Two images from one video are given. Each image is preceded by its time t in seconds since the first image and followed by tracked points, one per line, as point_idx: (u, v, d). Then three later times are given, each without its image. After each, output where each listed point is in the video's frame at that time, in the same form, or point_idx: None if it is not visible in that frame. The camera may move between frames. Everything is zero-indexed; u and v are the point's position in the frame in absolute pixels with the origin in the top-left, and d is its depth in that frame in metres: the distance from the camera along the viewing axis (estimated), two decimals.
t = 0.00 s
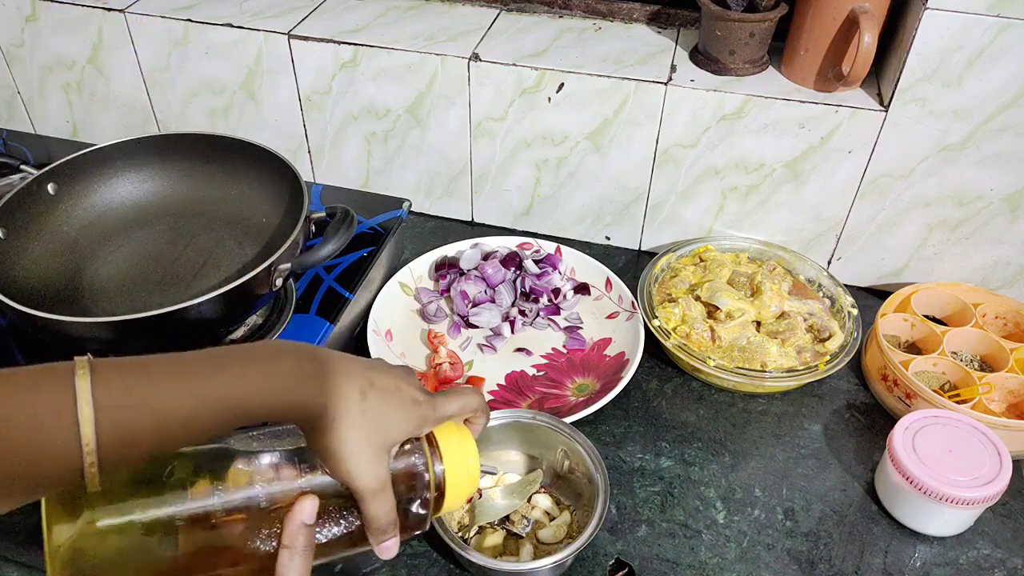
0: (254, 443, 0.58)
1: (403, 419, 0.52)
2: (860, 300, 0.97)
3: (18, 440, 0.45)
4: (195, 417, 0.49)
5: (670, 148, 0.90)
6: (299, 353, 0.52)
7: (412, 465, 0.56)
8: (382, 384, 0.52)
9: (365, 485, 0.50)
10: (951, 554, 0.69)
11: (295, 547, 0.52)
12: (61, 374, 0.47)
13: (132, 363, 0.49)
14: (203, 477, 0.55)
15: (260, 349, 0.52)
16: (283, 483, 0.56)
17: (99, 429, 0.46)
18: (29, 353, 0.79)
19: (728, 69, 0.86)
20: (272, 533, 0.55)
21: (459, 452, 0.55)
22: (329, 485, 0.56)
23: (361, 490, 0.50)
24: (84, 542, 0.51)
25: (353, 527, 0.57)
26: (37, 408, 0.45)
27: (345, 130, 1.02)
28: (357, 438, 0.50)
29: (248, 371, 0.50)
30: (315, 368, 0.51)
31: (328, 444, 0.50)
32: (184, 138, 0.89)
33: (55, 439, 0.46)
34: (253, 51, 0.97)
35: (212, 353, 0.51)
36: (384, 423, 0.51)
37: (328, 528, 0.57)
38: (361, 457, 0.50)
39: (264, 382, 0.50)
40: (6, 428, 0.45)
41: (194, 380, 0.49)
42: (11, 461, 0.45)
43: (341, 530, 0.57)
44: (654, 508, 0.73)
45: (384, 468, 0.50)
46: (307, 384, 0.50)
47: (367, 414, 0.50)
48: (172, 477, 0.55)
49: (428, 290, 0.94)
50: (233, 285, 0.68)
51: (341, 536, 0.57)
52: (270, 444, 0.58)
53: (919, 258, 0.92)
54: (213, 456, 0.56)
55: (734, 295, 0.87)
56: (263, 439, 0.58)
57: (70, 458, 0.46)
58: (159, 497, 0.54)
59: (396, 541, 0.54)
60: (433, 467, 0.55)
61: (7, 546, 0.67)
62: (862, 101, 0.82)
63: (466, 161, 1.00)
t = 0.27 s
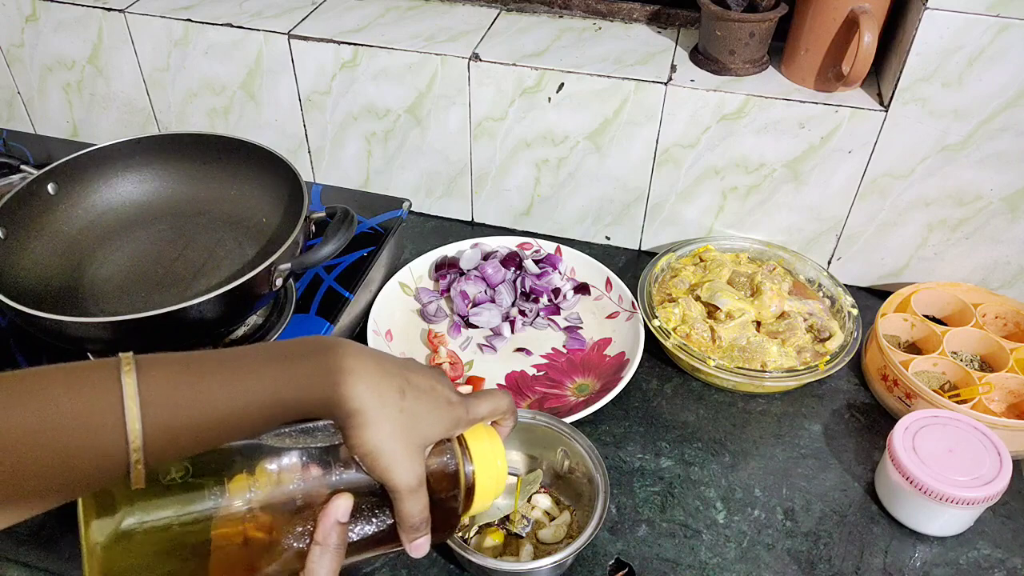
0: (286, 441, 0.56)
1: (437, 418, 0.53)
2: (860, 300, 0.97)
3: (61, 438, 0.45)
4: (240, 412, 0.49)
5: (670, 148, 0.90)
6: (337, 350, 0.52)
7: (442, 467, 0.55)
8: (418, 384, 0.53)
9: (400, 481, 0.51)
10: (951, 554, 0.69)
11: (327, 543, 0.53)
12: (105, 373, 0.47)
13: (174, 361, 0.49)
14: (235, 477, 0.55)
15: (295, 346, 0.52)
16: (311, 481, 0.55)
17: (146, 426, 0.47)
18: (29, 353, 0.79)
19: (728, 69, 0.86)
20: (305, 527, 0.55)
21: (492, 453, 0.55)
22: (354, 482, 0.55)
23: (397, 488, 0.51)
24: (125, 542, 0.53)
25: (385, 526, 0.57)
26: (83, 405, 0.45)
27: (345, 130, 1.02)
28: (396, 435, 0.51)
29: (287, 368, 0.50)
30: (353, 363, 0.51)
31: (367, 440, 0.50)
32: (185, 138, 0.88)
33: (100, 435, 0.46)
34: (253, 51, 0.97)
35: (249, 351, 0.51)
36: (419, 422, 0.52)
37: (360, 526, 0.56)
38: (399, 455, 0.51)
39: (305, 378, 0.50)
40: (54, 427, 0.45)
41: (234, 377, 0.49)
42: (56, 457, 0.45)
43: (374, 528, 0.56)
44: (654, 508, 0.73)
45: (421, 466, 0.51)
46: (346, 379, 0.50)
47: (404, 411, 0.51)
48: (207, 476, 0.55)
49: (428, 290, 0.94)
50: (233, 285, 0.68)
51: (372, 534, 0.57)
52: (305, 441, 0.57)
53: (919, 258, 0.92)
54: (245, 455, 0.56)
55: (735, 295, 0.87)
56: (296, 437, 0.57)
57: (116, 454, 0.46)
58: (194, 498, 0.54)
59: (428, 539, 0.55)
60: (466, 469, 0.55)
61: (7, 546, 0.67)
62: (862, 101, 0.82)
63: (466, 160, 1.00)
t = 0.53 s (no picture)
0: (318, 425, 0.55)
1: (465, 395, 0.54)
2: (860, 300, 0.97)
3: (102, 422, 0.46)
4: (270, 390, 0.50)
5: (670, 148, 0.90)
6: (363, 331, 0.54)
7: (472, 444, 0.55)
8: (444, 363, 0.55)
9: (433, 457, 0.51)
10: (951, 554, 0.69)
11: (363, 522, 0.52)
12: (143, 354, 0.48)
13: (208, 344, 0.50)
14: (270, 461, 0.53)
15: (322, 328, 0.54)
16: (345, 465, 0.54)
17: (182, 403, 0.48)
18: (28, 353, 0.79)
19: (728, 69, 0.86)
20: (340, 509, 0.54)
21: (521, 428, 0.54)
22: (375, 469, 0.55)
23: (430, 464, 0.51)
24: (163, 532, 0.52)
25: (419, 504, 0.57)
26: (120, 384, 0.46)
27: (345, 130, 1.02)
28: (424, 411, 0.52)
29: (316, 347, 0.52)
30: (379, 341, 0.53)
31: (398, 417, 0.51)
32: (185, 138, 0.88)
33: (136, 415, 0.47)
34: (253, 51, 0.97)
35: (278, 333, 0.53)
36: (447, 399, 0.53)
37: (395, 504, 0.56)
38: (429, 431, 0.51)
39: (332, 358, 0.52)
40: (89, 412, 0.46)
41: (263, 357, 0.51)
42: (95, 443, 0.46)
43: (408, 506, 0.56)
44: (654, 508, 0.73)
45: (452, 442, 0.52)
46: (374, 357, 0.52)
47: (433, 388, 0.52)
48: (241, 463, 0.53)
49: (428, 290, 0.94)
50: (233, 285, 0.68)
51: (406, 513, 0.57)
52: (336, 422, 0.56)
53: (919, 258, 0.92)
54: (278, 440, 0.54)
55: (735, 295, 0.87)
56: (327, 421, 0.56)
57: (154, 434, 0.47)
58: (233, 482, 0.52)
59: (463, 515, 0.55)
60: (495, 447, 0.54)
61: (7, 546, 0.67)
62: (862, 101, 0.82)
63: (466, 160, 1.00)
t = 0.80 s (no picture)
0: (308, 405, 0.57)
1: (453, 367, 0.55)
2: (860, 300, 0.97)
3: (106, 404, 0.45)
4: (264, 369, 0.50)
5: (670, 148, 0.90)
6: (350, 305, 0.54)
7: (461, 416, 0.55)
8: (433, 336, 0.56)
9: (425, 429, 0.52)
10: (952, 554, 0.69)
11: (359, 498, 0.53)
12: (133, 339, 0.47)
13: (197, 325, 0.49)
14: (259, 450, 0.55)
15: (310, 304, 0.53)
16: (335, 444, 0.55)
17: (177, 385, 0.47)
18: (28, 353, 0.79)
19: (728, 69, 0.86)
20: (337, 485, 0.55)
21: (506, 396, 0.56)
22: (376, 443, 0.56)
23: (422, 434, 0.52)
24: (159, 521, 0.53)
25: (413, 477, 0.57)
26: (115, 370, 0.46)
27: (345, 130, 1.02)
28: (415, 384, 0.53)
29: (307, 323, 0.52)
30: (367, 316, 0.53)
31: (390, 389, 0.52)
32: (184, 137, 0.88)
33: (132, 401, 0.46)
34: (253, 51, 0.97)
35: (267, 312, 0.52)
36: (437, 369, 0.54)
37: (390, 478, 0.57)
38: (421, 402, 0.52)
39: (323, 333, 0.52)
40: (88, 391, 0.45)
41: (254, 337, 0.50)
42: (92, 428, 0.45)
43: (402, 480, 0.57)
44: (654, 508, 0.73)
45: (443, 411, 0.53)
46: (365, 332, 0.52)
47: (422, 359, 0.54)
48: (233, 451, 0.55)
49: (428, 290, 0.94)
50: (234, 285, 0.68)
51: (402, 486, 0.58)
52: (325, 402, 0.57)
53: (919, 258, 0.92)
54: (270, 422, 0.55)
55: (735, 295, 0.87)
56: (317, 401, 0.57)
57: (151, 418, 0.47)
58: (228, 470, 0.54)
59: (456, 485, 0.56)
60: (483, 418, 0.55)
61: (6, 546, 0.67)
62: (862, 101, 0.82)
63: (466, 160, 1.00)
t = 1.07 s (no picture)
0: (259, 431, 0.59)
1: (411, 389, 0.54)
2: (860, 300, 0.97)
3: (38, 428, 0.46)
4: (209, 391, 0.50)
5: (670, 148, 0.90)
6: (303, 327, 0.54)
7: (420, 438, 0.55)
8: (390, 356, 0.55)
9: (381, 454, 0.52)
10: (952, 554, 0.69)
11: (313, 527, 0.53)
12: (71, 357, 0.48)
13: (140, 347, 0.50)
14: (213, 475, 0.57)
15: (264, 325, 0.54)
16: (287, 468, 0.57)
17: (112, 406, 0.48)
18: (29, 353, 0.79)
19: (728, 69, 0.86)
20: (289, 515, 0.56)
21: (467, 417, 0.56)
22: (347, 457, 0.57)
23: (376, 459, 0.52)
24: (103, 550, 0.55)
25: (369, 504, 0.57)
26: (51, 389, 0.46)
27: (345, 130, 1.02)
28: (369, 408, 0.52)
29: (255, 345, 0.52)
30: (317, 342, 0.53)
31: (345, 413, 0.52)
32: (184, 137, 0.88)
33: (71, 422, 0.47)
34: (253, 52, 0.97)
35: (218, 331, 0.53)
36: (393, 392, 0.53)
37: (346, 505, 0.57)
38: (374, 426, 0.52)
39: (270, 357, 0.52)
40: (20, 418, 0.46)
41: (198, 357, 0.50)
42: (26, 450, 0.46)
43: (358, 506, 0.57)
44: (654, 508, 0.73)
45: (398, 434, 0.53)
46: (317, 357, 0.52)
47: (378, 381, 0.53)
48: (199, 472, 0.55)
49: (428, 290, 0.94)
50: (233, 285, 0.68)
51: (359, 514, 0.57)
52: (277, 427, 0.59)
53: (919, 258, 0.92)
54: (219, 448, 0.58)
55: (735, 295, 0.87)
56: (267, 425, 0.60)
57: (86, 440, 0.47)
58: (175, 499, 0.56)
59: (414, 511, 0.56)
60: (443, 440, 0.55)
61: (7, 546, 0.67)
62: (863, 101, 0.82)
63: (466, 160, 1.00)
